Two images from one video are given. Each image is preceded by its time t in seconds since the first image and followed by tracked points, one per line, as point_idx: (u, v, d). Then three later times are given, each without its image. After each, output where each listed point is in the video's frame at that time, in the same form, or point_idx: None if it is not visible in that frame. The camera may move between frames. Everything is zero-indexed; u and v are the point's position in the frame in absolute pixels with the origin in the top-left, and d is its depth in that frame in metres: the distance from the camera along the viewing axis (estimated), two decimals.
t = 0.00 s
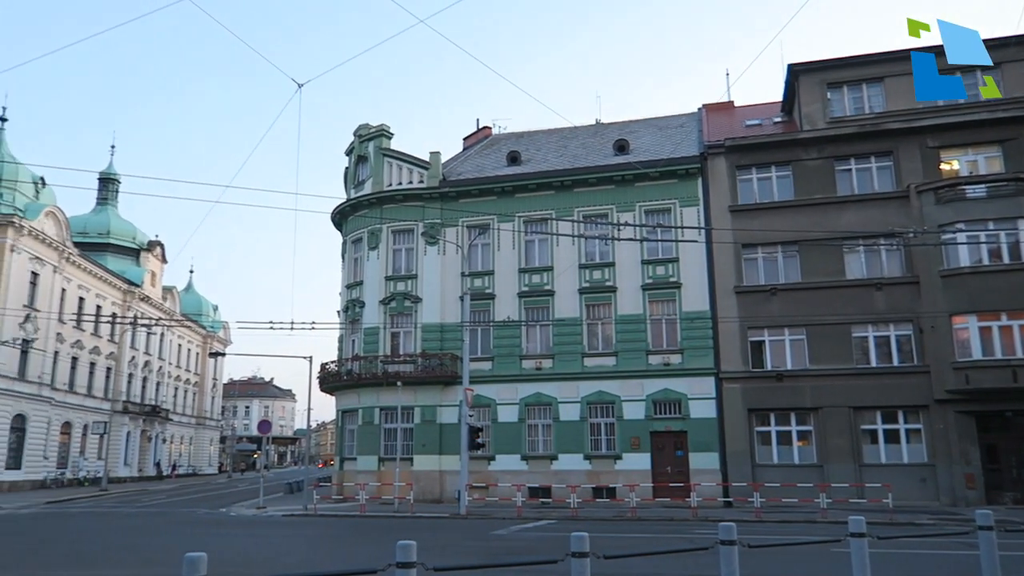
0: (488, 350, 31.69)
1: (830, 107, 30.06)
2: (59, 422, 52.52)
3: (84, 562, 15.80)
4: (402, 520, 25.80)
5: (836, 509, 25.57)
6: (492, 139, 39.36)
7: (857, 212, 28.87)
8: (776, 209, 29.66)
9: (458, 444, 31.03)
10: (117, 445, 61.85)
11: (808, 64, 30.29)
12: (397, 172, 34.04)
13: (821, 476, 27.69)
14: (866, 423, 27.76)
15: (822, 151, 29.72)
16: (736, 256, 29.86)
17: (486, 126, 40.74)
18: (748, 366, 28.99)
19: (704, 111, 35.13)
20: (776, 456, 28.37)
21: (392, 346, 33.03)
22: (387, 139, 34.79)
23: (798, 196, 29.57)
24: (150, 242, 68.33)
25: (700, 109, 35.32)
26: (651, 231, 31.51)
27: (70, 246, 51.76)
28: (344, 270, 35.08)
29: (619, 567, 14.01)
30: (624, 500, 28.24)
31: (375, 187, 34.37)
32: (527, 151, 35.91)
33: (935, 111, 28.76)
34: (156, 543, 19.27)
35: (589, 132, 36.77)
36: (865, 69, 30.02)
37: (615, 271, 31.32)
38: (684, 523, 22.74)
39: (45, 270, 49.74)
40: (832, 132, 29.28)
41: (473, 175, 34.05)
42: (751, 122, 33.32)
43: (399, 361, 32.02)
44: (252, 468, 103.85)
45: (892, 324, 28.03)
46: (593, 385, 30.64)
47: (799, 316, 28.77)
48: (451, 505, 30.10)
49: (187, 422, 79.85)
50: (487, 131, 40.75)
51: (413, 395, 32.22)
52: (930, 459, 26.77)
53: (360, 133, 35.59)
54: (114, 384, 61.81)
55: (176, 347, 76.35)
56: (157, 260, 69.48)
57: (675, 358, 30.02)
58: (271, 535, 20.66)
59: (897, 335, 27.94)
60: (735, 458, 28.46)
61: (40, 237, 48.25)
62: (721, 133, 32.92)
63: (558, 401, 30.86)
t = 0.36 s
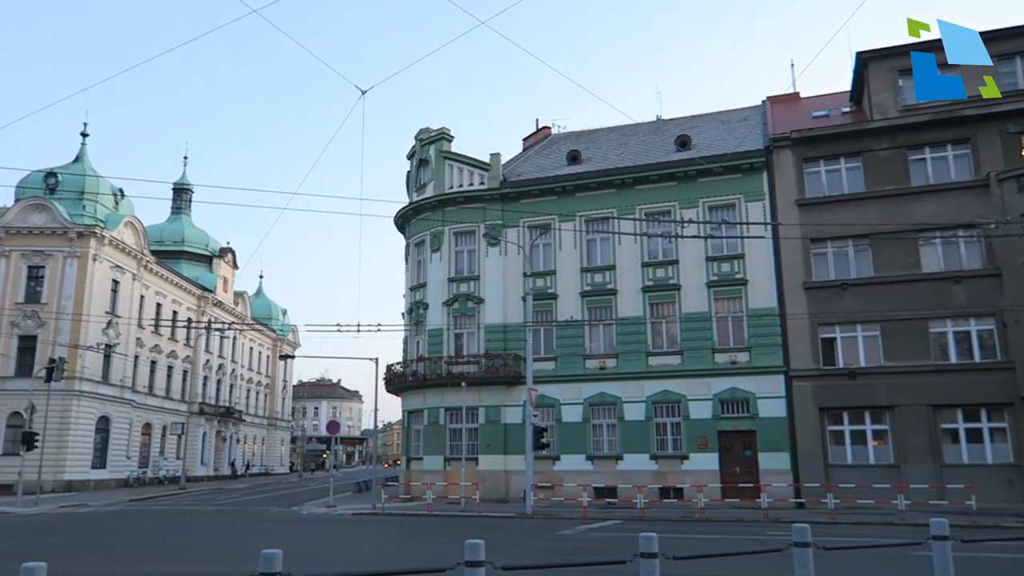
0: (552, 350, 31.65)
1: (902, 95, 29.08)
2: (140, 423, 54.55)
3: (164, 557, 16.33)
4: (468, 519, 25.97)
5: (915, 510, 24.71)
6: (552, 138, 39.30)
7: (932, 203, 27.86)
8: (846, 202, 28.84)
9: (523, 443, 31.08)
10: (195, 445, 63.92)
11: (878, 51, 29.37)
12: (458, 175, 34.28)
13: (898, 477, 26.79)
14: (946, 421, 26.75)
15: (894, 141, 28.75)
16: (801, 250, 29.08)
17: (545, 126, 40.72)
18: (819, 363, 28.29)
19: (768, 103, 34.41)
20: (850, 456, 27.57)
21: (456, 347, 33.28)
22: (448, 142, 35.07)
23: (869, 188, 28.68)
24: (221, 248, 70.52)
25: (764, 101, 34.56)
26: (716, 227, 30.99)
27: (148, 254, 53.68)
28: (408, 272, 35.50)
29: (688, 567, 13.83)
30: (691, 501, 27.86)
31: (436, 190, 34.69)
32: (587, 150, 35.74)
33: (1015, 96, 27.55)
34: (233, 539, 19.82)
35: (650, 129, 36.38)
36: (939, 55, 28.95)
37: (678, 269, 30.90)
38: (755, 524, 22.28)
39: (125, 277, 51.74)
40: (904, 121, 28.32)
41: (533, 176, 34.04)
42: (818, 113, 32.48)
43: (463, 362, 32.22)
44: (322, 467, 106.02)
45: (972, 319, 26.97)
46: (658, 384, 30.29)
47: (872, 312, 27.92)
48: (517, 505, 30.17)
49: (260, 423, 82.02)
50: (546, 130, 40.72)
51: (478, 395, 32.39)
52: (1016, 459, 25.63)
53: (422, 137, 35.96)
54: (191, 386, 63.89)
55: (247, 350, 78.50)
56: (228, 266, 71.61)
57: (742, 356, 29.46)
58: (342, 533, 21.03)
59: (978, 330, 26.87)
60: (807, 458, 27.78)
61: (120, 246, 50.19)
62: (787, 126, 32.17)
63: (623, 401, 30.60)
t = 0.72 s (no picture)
0: (616, 348, 31.41)
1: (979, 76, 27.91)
2: (216, 426, 56.26)
3: (242, 555, 16.81)
4: (535, 518, 25.95)
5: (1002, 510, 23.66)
6: (612, 135, 38.99)
7: (1014, 188, 26.65)
8: (920, 190, 27.82)
9: (589, 442, 30.91)
10: (268, 446, 65.59)
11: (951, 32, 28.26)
12: (518, 175, 34.32)
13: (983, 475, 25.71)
14: None
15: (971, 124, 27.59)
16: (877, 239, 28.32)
17: (605, 124, 40.45)
18: (895, 358, 27.37)
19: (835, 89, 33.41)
20: (930, 453, 26.59)
21: (519, 347, 33.31)
22: (507, 143, 35.14)
23: (944, 174, 27.60)
24: (289, 255, 72.19)
25: (831, 88, 33.59)
26: (783, 220, 30.27)
27: (221, 263, 55.34)
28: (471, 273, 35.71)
29: (762, 567, 13.51)
30: (763, 500, 27.27)
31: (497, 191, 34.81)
32: (647, 145, 35.35)
33: None
34: (307, 538, 20.27)
35: (712, 122, 35.77)
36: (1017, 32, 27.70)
37: (745, 263, 30.28)
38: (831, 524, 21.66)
39: (200, 285, 53.47)
40: (982, 103, 27.17)
41: (594, 174, 33.82)
42: (889, 98, 31.39)
43: (527, 361, 32.25)
44: (391, 468, 107.52)
45: None
46: (726, 381, 29.75)
47: (951, 303, 26.87)
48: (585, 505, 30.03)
49: (330, 425, 83.66)
50: (606, 128, 40.45)
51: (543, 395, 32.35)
52: None
53: (481, 138, 36.12)
54: (263, 389, 65.59)
55: (316, 353, 80.20)
56: (296, 272, 73.28)
57: (814, 351, 28.70)
58: (412, 533, 21.24)
59: None
60: (884, 456, 26.93)
61: (194, 255, 51.88)
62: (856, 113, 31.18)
63: (690, 399, 30.15)
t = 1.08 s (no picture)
0: (678, 346, 31.01)
1: None
2: (285, 425, 57.61)
3: (314, 551, 17.16)
4: (600, 517, 25.83)
5: None
6: (671, 130, 38.51)
7: None
8: (998, 177, 26.74)
9: (653, 441, 30.60)
10: (335, 445, 66.86)
11: None
12: (576, 173, 34.17)
13: None
14: None
15: None
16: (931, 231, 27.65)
17: (663, 119, 40.00)
18: (973, 352, 26.43)
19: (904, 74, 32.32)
20: (1012, 452, 25.56)
21: (580, 346, 33.18)
22: (565, 141, 35.02)
23: None
24: (352, 257, 73.42)
25: (900, 74, 32.52)
26: (851, 212, 29.43)
27: (287, 266, 56.62)
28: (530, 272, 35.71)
29: (835, 568, 13.19)
30: (835, 500, 26.60)
31: (555, 189, 34.74)
32: (708, 139, 34.79)
33: None
34: (376, 535, 20.57)
35: (774, 113, 35.01)
36: None
37: (811, 257, 29.54)
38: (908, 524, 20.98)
39: (267, 288, 54.81)
40: None
41: (653, 169, 33.44)
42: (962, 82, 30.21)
43: (588, 360, 32.10)
44: (454, 467, 108.42)
45: None
46: (793, 378, 29.08)
47: None
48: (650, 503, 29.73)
49: (394, 424, 84.86)
50: (664, 123, 39.99)
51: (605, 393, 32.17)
52: None
53: (539, 137, 36.07)
54: (329, 389, 66.88)
55: (379, 353, 81.40)
56: (358, 274, 74.49)
57: (885, 347, 27.85)
58: (476, 531, 21.36)
59: None
60: (963, 455, 26.03)
61: (261, 259, 53.20)
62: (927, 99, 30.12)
63: (756, 397, 29.57)
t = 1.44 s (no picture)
0: (735, 343, 30.49)
1: None
2: (343, 423, 58.51)
3: (374, 548, 17.38)
4: (657, 516, 25.60)
5: None
6: (725, 123, 37.90)
7: None
8: None
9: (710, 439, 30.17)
10: (391, 443, 67.65)
11: None
12: (629, 169, 33.86)
13: None
14: None
15: None
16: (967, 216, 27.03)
17: (717, 112, 39.41)
18: None
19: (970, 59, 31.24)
20: None
21: (635, 344, 32.91)
22: (617, 137, 34.74)
23: None
24: (405, 257, 74.15)
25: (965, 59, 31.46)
26: (915, 202, 28.58)
27: (342, 267, 57.46)
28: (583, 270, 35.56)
29: (904, 569, 12.82)
30: (901, 499, 25.87)
31: (607, 186, 34.49)
32: (763, 131, 34.13)
33: None
34: (435, 532, 20.74)
35: (832, 102, 34.17)
36: None
37: (873, 250, 28.76)
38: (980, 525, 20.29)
39: (323, 289, 55.74)
40: None
41: (707, 164, 32.95)
42: None
43: (643, 357, 31.84)
44: (509, 465, 108.68)
45: None
46: (856, 374, 28.36)
47: None
48: (707, 502, 29.34)
49: (449, 422, 85.49)
50: (718, 116, 39.39)
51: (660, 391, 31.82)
52: None
53: (590, 134, 35.86)
54: (385, 388, 67.71)
55: (434, 352, 82.09)
56: (412, 273, 75.20)
57: (953, 342, 26.99)
58: (532, 529, 21.35)
59: None
60: None
61: (318, 261, 54.12)
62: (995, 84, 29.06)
63: (816, 394, 28.93)
